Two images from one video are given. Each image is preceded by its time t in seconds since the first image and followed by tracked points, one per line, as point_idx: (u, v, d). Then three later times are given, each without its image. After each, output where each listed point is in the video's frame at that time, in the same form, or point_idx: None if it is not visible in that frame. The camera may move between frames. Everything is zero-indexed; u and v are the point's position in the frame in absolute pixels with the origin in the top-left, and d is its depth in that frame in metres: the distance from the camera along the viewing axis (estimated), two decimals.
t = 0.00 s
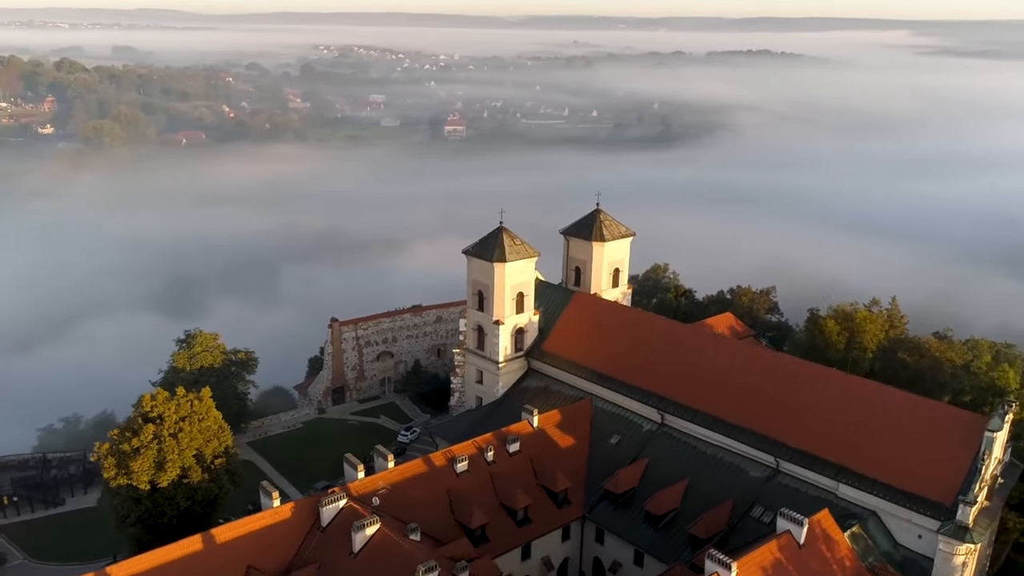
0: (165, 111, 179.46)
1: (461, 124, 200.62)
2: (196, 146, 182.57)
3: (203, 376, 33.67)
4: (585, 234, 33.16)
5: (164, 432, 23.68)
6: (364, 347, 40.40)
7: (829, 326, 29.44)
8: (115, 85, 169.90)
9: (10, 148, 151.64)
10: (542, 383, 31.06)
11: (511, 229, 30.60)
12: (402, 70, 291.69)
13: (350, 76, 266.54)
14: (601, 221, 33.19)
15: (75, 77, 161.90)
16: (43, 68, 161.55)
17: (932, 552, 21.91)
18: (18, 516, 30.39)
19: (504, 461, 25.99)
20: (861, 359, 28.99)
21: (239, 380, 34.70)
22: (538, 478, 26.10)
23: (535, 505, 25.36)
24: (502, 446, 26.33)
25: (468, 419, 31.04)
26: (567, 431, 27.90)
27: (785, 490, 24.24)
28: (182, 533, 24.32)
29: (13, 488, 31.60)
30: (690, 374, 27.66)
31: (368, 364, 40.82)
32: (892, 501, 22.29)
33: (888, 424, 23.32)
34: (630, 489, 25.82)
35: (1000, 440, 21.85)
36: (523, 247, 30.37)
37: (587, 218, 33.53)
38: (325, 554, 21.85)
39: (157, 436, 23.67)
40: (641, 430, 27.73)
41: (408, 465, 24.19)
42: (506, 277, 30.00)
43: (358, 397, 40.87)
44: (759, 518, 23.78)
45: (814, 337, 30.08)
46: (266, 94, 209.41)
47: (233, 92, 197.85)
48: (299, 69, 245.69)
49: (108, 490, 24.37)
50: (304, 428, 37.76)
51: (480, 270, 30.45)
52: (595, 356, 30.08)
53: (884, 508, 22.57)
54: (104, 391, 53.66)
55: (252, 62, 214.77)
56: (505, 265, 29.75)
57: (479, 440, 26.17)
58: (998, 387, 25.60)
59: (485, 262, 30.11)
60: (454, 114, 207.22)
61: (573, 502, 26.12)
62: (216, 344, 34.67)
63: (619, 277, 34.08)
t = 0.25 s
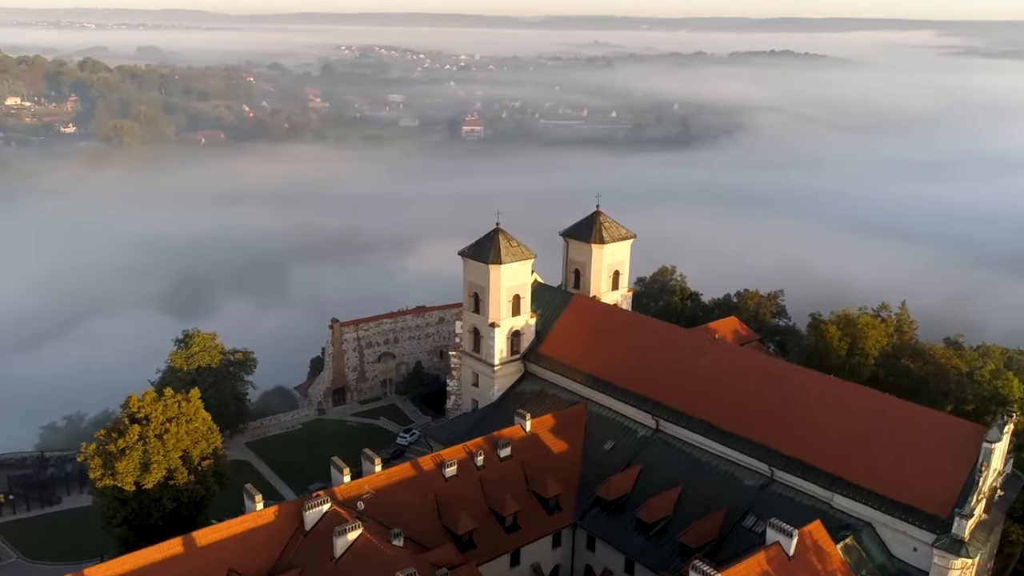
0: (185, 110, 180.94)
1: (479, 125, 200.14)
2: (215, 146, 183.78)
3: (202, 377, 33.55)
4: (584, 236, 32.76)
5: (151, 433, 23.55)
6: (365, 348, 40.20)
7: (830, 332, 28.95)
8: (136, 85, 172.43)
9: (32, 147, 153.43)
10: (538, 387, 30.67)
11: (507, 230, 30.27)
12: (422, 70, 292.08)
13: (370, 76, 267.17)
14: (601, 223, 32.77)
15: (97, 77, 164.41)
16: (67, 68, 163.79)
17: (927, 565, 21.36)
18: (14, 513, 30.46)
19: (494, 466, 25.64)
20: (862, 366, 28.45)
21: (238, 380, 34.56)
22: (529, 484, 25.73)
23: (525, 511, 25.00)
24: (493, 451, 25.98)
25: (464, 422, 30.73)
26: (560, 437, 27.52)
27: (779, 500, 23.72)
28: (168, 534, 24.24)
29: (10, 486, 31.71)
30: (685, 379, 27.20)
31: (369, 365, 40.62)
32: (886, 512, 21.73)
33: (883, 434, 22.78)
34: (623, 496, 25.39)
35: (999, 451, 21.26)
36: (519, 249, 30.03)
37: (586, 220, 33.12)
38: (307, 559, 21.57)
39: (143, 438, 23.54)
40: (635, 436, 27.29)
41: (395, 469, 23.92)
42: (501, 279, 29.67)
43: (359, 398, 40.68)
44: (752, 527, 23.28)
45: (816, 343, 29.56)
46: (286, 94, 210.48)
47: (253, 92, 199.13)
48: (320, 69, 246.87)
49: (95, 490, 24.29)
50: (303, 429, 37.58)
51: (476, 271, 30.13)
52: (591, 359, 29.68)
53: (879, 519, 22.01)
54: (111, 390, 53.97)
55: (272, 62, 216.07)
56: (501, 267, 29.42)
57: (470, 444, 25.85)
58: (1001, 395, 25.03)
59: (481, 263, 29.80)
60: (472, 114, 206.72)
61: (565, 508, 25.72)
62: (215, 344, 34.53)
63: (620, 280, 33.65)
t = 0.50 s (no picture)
0: (207, 110, 182.47)
1: (498, 125, 199.28)
2: (235, 145, 185.08)
3: (200, 376, 33.43)
4: (584, 238, 32.34)
5: (137, 434, 23.44)
6: (368, 349, 40.02)
7: (832, 338, 28.31)
8: (160, 84, 174.53)
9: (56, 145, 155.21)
10: (535, 391, 30.29)
11: (504, 232, 29.91)
12: (444, 70, 292.33)
13: (392, 76, 267.89)
14: (602, 225, 32.33)
15: (121, 76, 166.41)
16: (91, 68, 165.79)
17: None
18: (11, 511, 30.57)
19: (485, 471, 25.31)
20: (864, 373, 27.80)
21: (238, 380, 34.41)
22: (521, 490, 25.37)
23: (514, 517, 24.65)
24: (485, 455, 25.65)
25: (460, 425, 30.43)
26: (554, 442, 27.18)
27: (772, 510, 23.17)
28: (154, 534, 24.14)
29: (8, 484, 31.83)
30: (680, 385, 26.67)
31: (371, 367, 40.44)
32: (881, 525, 21.11)
33: (880, 444, 22.18)
34: (615, 503, 24.95)
35: (999, 462, 20.58)
36: (516, 251, 29.65)
37: (587, 221, 32.70)
38: (289, 564, 21.30)
39: (130, 438, 23.44)
40: (630, 442, 26.83)
41: (382, 473, 23.68)
42: (497, 281, 29.31)
43: (361, 399, 40.49)
44: (744, 537, 22.77)
45: (817, 348, 28.96)
46: (307, 95, 211.61)
47: (274, 92, 200.46)
48: (341, 70, 248.00)
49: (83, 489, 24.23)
50: (303, 430, 37.40)
51: (472, 273, 29.79)
52: (587, 363, 29.24)
53: (875, 531, 21.39)
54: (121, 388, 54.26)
55: (294, 63, 217.52)
56: (497, 269, 29.06)
57: (461, 448, 25.55)
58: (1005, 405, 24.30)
59: (477, 265, 29.45)
60: (492, 114, 206.08)
61: (556, 514, 25.36)
62: (215, 344, 34.48)
63: (621, 283, 33.18)
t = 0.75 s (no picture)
0: (228, 109, 183.24)
1: (519, 125, 197.97)
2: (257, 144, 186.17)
3: (199, 376, 33.33)
4: (585, 240, 31.91)
5: (124, 434, 23.28)
6: (371, 350, 39.80)
7: (835, 344, 27.66)
8: (183, 83, 175.52)
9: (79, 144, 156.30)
10: (532, 395, 29.89)
11: (502, 233, 29.56)
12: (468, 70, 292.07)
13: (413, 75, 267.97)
14: (603, 227, 31.89)
15: (143, 74, 167.28)
16: (115, 67, 167.03)
17: None
18: (9, 508, 30.68)
19: (476, 476, 24.98)
20: (868, 380, 27.10)
21: (238, 380, 34.28)
22: (512, 495, 25.00)
23: (504, 523, 24.27)
24: (476, 460, 25.31)
25: (456, 428, 30.08)
26: (548, 446, 26.79)
27: (767, 520, 22.65)
28: (143, 535, 24.01)
29: (7, 482, 31.98)
30: (676, 391, 26.13)
31: (374, 367, 40.21)
32: (876, 537, 20.54)
33: (878, 455, 21.53)
34: (608, 510, 24.52)
35: (999, 475, 19.92)
36: (514, 252, 29.29)
37: (589, 223, 32.27)
38: (272, 568, 21.06)
39: (117, 438, 23.30)
40: (626, 448, 26.37)
41: (371, 477, 23.44)
42: (494, 283, 28.96)
43: (364, 400, 40.29)
44: (737, 547, 22.27)
45: (819, 354, 28.33)
46: (329, 94, 212.42)
47: (296, 92, 201.61)
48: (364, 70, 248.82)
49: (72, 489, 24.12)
50: (304, 430, 37.25)
51: (469, 275, 29.47)
52: (584, 368, 28.80)
53: (870, 544, 20.82)
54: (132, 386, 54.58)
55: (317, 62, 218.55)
56: (493, 271, 28.71)
57: (452, 452, 25.23)
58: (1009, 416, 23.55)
59: (474, 267, 29.12)
60: (513, 114, 204.89)
61: (548, 521, 24.96)
62: (214, 344, 34.39)
63: (622, 285, 32.73)
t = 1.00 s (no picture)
0: (250, 109, 184.68)
1: (539, 125, 196.49)
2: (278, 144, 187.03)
3: (198, 375, 33.26)
4: (586, 242, 31.49)
5: (111, 435, 23.17)
6: (373, 351, 39.60)
7: (837, 352, 27.02)
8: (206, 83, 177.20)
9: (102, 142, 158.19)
10: (529, 398, 29.51)
11: (500, 235, 29.17)
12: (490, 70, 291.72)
13: (435, 76, 268.77)
14: (604, 229, 31.46)
15: (167, 74, 169.30)
16: (139, 67, 169.02)
17: None
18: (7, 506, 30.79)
19: (467, 481, 24.64)
20: (871, 388, 26.41)
21: (238, 380, 34.20)
22: (503, 501, 24.63)
23: (494, 530, 23.90)
24: (467, 465, 24.98)
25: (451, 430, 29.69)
26: (542, 452, 26.40)
27: (760, 531, 22.11)
28: (130, 536, 23.91)
29: (7, 480, 32.13)
30: (673, 396, 25.60)
31: (377, 369, 40.05)
32: (870, 551, 19.95)
33: (872, 467, 20.95)
34: (599, 517, 24.10)
35: (998, 489, 19.27)
36: (511, 254, 28.91)
37: (589, 225, 31.86)
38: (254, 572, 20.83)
39: (104, 439, 23.19)
40: (620, 455, 25.91)
41: (358, 481, 23.20)
42: (491, 286, 28.60)
43: (366, 401, 40.13)
44: (728, 559, 21.75)
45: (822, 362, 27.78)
46: (351, 95, 213.02)
47: (318, 92, 202.63)
48: (386, 70, 249.37)
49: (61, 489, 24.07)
50: (304, 431, 37.11)
51: (466, 277, 29.14)
52: (581, 372, 28.38)
53: (863, 558, 20.22)
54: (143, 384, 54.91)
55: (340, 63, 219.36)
56: (490, 273, 28.34)
57: (443, 457, 24.91)
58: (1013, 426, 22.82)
59: (471, 269, 28.77)
60: (533, 114, 203.72)
61: (538, 528, 24.57)
62: (214, 344, 34.32)
63: (624, 287, 32.27)
